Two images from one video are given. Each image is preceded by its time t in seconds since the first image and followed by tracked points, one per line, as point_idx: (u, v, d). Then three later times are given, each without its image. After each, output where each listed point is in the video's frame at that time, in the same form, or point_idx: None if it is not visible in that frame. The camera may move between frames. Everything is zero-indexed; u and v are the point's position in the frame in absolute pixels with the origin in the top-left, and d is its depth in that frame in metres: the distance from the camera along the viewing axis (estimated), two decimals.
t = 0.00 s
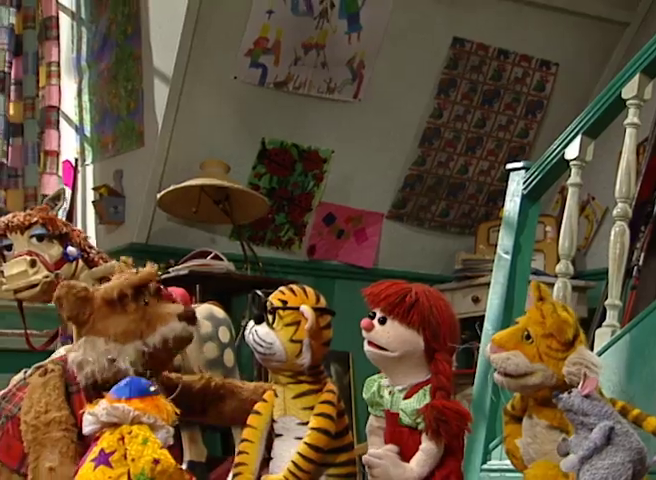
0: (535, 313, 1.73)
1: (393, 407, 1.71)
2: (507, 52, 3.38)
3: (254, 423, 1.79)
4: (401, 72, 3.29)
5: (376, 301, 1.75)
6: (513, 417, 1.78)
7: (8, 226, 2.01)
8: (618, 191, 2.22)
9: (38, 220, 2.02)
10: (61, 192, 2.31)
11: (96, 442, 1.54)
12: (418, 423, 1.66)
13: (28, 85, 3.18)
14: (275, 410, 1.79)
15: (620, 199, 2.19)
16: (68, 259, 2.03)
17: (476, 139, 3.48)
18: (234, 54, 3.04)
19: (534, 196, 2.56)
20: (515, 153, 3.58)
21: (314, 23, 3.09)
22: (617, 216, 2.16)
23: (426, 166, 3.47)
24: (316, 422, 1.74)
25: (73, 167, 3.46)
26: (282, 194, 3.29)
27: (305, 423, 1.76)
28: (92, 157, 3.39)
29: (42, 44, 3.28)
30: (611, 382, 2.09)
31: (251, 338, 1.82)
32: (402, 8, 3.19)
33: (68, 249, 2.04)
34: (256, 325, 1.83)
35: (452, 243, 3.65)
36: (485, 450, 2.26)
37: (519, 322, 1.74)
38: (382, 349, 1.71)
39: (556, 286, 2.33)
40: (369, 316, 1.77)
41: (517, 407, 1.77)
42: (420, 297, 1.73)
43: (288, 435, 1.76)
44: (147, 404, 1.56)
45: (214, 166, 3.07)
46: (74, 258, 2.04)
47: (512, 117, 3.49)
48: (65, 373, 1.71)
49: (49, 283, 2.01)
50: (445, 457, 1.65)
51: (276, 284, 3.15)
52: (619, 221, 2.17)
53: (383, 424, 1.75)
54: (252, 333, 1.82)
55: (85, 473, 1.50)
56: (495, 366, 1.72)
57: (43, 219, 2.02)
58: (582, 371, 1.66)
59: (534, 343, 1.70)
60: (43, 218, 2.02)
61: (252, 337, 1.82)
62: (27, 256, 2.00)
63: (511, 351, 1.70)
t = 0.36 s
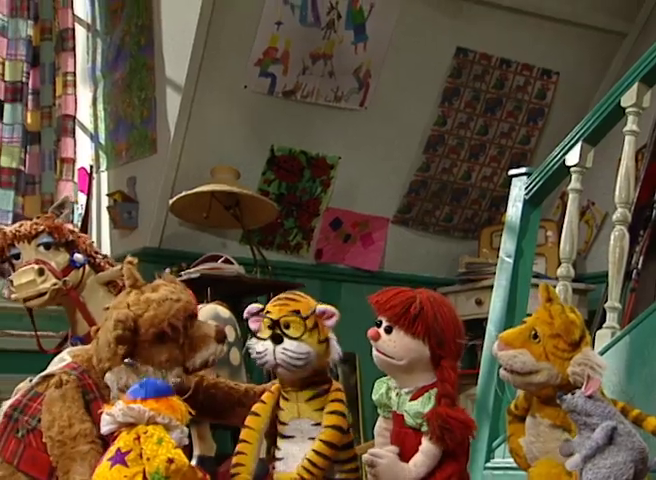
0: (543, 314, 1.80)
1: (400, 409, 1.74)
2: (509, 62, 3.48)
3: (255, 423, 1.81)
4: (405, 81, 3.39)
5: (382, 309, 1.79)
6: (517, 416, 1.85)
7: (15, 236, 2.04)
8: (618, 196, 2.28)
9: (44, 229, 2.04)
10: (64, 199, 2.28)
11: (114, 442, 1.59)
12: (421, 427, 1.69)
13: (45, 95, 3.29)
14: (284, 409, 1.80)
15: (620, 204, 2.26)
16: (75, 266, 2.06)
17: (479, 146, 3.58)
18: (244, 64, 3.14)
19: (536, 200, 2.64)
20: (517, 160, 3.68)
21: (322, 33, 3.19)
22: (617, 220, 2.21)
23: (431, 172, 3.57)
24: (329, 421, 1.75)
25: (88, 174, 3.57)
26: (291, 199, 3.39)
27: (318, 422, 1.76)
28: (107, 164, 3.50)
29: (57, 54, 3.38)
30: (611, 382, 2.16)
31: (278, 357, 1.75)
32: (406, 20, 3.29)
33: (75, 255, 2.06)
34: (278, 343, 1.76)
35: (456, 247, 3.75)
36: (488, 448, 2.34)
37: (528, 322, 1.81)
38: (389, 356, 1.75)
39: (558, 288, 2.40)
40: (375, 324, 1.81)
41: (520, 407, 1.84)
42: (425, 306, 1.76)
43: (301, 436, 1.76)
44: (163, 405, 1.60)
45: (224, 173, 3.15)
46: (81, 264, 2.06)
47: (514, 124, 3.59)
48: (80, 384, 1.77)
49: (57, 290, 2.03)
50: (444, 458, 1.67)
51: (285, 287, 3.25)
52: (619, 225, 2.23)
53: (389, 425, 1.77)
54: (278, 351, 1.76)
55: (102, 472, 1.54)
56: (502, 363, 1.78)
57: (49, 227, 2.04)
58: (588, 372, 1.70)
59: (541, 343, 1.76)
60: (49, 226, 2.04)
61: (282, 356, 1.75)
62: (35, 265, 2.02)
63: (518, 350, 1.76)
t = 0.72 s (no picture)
0: (547, 315, 1.83)
1: (407, 407, 1.80)
2: (510, 71, 3.60)
3: (259, 421, 1.85)
4: (409, 90, 3.50)
5: (390, 310, 1.83)
6: (519, 415, 1.89)
7: (25, 244, 2.06)
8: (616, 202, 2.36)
9: (53, 237, 2.05)
10: (72, 207, 2.36)
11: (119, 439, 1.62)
12: (428, 424, 1.74)
13: (62, 105, 3.42)
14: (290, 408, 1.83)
15: (618, 210, 2.34)
16: (83, 272, 2.07)
17: (481, 153, 3.70)
18: (254, 74, 3.25)
19: (536, 206, 2.74)
20: (517, 167, 3.79)
21: (328, 44, 3.30)
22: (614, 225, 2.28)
23: (434, 179, 3.68)
24: (338, 418, 1.79)
25: (104, 181, 3.70)
26: (299, 204, 3.50)
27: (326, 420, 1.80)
28: (121, 172, 3.63)
29: (74, 65, 3.51)
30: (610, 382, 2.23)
31: (303, 360, 1.78)
32: (410, 31, 3.41)
33: (83, 262, 2.08)
34: (301, 346, 1.80)
35: (458, 251, 3.86)
36: (490, 446, 2.45)
37: (531, 323, 1.84)
38: (397, 355, 1.80)
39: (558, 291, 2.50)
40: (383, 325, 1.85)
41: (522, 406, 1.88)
42: (431, 306, 1.82)
43: (309, 434, 1.79)
44: (165, 402, 1.62)
45: (234, 179, 3.26)
46: (89, 270, 2.08)
47: (515, 132, 3.70)
48: (86, 386, 1.79)
49: (67, 297, 2.05)
50: (448, 452, 1.72)
51: (294, 290, 3.36)
52: (616, 230, 2.30)
53: (397, 425, 1.82)
54: (302, 354, 1.79)
55: (108, 469, 1.58)
56: (506, 364, 1.81)
57: (58, 235, 2.06)
58: (591, 373, 1.74)
59: (545, 344, 1.79)
60: (57, 235, 2.06)
61: (307, 358, 1.78)
62: (45, 273, 2.04)
63: (523, 351, 1.79)
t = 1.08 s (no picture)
0: (554, 316, 1.87)
1: (409, 408, 1.83)
2: (513, 76, 3.64)
3: (265, 421, 1.86)
4: (414, 94, 3.55)
5: (394, 311, 1.87)
6: (523, 415, 1.91)
7: (30, 250, 2.09)
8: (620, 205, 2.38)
9: (57, 243, 2.08)
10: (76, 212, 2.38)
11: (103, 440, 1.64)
12: (428, 425, 1.77)
13: (72, 110, 3.46)
14: (288, 407, 1.86)
15: (622, 214, 2.36)
16: (88, 277, 2.10)
17: (485, 157, 3.74)
18: (261, 80, 3.30)
19: (540, 209, 2.78)
20: (521, 170, 3.84)
21: (334, 50, 3.34)
22: (619, 228, 2.31)
23: (439, 182, 3.72)
24: (320, 418, 1.79)
25: (112, 185, 3.71)
26: (305, 208, 3.54)
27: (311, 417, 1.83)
28: (130, 176, 3.68)
29: (84, 71, 3.56)
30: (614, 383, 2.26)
31: (259, 334, 1.89)
32: (415, 36, 3.44)
33: (87, 267, 2.11)
34: (266, 321, 1.90)
35: (463, 253, 3.90)
36: (495, 447, 2.48)
37: (538, 324, 1.87)
38: (398, 357, 1.83)
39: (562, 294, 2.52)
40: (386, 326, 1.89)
41: (526, 406, 1.90)
42: (433, 308, 1.85)
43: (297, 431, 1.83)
44: (144, 400, 1.66)
45: (243, 183, 3.29)
46: (94, 275, 2.11)
47: (519, 136, 3.75)
48: (89, 386, 1.81)
49: (72, 302, 2.08)
50: (448, 456, 1.74)
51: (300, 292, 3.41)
52: (620, 233, 2.33)
53: (399, 425, 1.85)
54: (261, 328, 1.89)
55: (91, 469, 1.59)
56: (513, 363, 1.84)
57: (62, 241, 2.08)
58: (596, 374, 1.78)
59: (552, 344, 1.83)
60: (62, 240, 2.09)
61: (262, 333, 1.88)
62: (51, 278, 2.07)
63: (529, 350, 1.82)
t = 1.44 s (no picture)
0: (551, 321, 1.86)
1: (412, 407, 1.84)
2: (520, 79, 3.66)
3: (266, 423, 1.88)
4: (420, 97, 3.56)
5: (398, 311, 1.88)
6: (529, 416, 1.92)
7: (36, 255, 2.10)
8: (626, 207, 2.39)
9: (63, 247, 2.09)
10: (82, 216, 2.37)
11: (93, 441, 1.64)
12: (431, 424, 1.78)
13: (81, 113, 3.50)
14: (295, 408, 1.87)
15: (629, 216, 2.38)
16: (94, 281, 2.10)
17: (492, 159, 3.75)
18: (268, 83, 3.32)
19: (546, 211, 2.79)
20: (528, 173, 3.85)
21: (342, 53, 3.36)
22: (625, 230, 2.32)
23: (446, 184, 3.74)
24: (335, 416, 1.81)
25: (122, 187, 3.77)
26: (312, 210, 3.56)
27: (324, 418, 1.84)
28: (139, 178, 3.71)
29: (93, 75, 3.58)
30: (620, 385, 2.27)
31: (281, 346, 1.85)
32: (421, 40, 3.47)
33: (94, 271, 2.10)
34: (282, 332, 1.87)
35: (470, 255, 3.92)
36: (502, 449, 2.50)
37: (535, 331, 1.87)
38: (402, 356, 1.84)
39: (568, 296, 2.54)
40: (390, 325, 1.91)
41: (532, 408, 1.91)
42: (437, 307, 1.86)
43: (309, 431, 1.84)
44: (132, 400, 1.65)
45: (251, 186, 3.31)
46: (100, 279, 2.10)
47: (526, 138, 3.76)
48: (100, 384, 1.82)
49: (78, 306, 2.08)
50: (451, 455, 1.76)
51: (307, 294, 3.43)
52: (626, 235, 2.35)
53: (402, 425, 1.86)
54: (281, 340, 1.85)
55: (81, 469, 1.59)
56: (517, 374, 1.83)
57: (68, 246, 2.09)
58: (601, 373, 1.81)
59: (553, 350, 1.82)
60: (68, 245, 2.09)
61: (284, 345, 1.84)
62: (57, 284, 2.07)
63: (532, 359, 1.82)
